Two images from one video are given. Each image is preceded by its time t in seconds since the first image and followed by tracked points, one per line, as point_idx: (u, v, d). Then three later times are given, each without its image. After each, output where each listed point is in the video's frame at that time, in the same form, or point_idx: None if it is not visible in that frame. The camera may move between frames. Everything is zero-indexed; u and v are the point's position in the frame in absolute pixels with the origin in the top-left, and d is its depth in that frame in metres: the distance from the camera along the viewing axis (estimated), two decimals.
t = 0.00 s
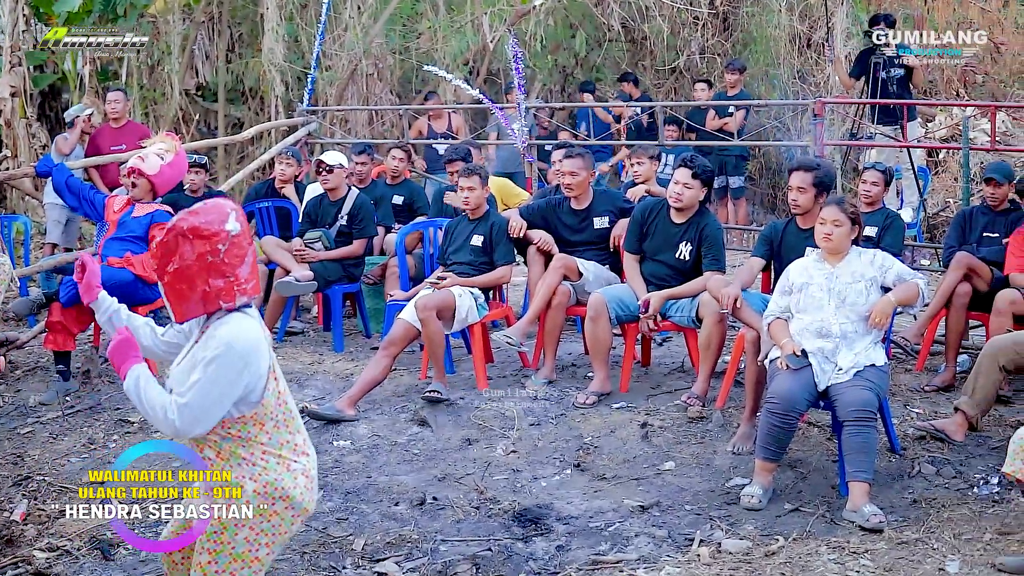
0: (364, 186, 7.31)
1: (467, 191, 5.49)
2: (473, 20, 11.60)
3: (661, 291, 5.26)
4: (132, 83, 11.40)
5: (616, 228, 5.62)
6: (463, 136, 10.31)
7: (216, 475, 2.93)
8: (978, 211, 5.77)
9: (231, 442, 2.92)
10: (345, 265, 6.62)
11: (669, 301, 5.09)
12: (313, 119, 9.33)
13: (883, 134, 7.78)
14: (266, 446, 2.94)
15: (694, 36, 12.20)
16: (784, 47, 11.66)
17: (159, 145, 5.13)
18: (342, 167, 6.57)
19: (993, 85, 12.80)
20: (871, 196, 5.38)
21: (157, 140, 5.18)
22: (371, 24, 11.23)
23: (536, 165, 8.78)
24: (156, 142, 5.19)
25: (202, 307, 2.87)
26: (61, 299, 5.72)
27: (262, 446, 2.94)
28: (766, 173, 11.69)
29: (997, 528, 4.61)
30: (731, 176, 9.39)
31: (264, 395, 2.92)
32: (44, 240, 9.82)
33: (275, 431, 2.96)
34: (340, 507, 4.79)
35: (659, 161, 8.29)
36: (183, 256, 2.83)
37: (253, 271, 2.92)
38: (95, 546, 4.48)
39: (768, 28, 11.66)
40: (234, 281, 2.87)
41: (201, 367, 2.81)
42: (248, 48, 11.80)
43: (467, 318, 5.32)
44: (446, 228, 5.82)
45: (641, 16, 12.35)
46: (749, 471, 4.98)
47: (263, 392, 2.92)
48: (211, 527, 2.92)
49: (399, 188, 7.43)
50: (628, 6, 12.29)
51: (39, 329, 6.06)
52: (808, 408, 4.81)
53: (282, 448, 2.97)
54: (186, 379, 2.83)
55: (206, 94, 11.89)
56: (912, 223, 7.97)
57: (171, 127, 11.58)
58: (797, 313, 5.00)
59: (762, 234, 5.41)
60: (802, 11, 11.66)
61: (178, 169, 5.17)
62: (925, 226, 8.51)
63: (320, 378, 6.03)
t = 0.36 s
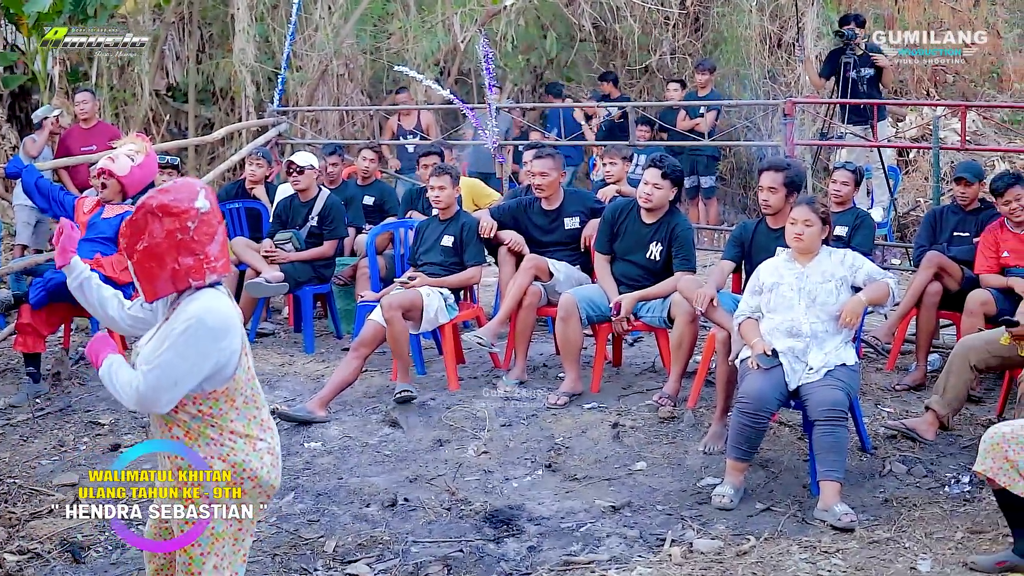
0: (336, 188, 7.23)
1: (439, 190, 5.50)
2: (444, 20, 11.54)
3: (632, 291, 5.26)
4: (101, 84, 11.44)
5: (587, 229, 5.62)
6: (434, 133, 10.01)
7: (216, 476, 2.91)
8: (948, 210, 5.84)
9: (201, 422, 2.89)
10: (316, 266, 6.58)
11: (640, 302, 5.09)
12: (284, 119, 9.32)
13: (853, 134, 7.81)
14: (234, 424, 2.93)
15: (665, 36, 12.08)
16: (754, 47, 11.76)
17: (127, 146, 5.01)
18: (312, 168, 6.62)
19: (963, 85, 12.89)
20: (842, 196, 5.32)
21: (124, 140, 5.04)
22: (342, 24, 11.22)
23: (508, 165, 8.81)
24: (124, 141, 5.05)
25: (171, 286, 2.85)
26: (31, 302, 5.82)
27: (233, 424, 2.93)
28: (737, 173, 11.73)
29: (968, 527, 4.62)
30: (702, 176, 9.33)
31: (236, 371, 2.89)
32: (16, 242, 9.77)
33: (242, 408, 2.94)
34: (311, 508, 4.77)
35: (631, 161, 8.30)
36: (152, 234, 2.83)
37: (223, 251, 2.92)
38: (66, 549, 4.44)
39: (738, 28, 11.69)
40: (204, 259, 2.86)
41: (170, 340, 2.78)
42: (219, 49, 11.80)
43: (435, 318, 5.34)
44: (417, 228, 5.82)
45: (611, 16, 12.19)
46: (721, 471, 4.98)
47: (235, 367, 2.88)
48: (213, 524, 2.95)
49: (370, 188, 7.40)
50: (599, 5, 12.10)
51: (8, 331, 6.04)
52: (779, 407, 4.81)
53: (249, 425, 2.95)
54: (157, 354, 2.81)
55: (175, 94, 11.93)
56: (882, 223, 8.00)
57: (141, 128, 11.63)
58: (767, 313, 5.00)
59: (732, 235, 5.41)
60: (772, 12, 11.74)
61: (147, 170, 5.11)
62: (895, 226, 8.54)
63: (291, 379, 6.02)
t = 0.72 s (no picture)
0: (305, 186, 7.27)
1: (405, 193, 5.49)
2: (414, 18, 11.61)
3: (601, 289, 5.26)
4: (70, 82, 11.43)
5: (556, 227, 5.64)
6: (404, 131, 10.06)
7: (200, 490, 2.93)
8: (917, 207, 5.88)
9: (178, 440, 2.93)
10: (284, 265, 6.60)
11: (610, 299, 5.09)
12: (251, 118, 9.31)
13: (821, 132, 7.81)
14: (213, 439, 2.97)
15: (635, 35, 11.90)
16: (724, 46, 11.68)
17: (96, 145, 5.08)
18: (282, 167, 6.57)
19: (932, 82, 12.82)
20: (810, 194, 5.43)
21: (93, 140, 5.12)
22: (310, 23, 11.31)
23: (478, 165, 8.83)
24: (93, 142, 5.13)
25: (142, 302, 2.84)
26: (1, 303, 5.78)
27: (211, 442, 2.96)
28: (706, 172, 11.72)
29: (938, 524, 4.62)
30: (672, 174, 9.64)
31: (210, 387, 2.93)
32: None
33: (221, 424, 2.99)
34: (280, 508, 4.74)
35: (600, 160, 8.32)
36: (125, 250, 2.81)
37: (194, 265, 2.91)
38: (35, 550, 4.38)
39: (707, 26, 11.64)
40: (176, 275, 2.86)
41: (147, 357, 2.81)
42: (187, 48, 11.71)
43: (405, 318, 5.34)
44: (387, 227, 5.81)
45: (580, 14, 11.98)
46: (690, 469, 4.98)
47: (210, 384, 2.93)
48: (208, 526, 2.96)
49: (339, 187, 7.55)
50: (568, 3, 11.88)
51: None
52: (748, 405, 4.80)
53: (228, 442, 2.99)
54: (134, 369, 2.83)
55: (144, 93, 11.88)
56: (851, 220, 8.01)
57: (110, 127, 11.62)
58: (736, 311, 5.00)
59: (702, 233, 5.41)
60: (741, 9, 11.67)
61: (116, 170, 5.14)
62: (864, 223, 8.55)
63: (260, 379, 6.00)
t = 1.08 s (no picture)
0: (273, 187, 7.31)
1: (372, 200, 5.48)
2: (383, 20, 11.51)
3: (571, 289, 5.26)
4: (39, 83, 11.41)
5: (525, 227, 5.66)
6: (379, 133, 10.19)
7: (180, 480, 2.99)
8: (887, 207, 5.91)
9: (133, 425, 2.95)
10: (254, 266, 6.60)
11: (581, 300, 5.07)
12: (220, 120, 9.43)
13: (790, 132, 7.80)
14: (166, 422, 2.99)
15: (604, 35, 11.83)
16: (692, 46, 11.59)
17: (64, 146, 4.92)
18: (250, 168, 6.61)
19: (901, 82, 12.80)
20: (779, 194, 5.41)
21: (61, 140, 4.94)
22: (279, 23, 11.34)
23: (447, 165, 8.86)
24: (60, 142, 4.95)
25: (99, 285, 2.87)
26: None
27: (164, 424, 2.99)
28: (675, 171, 11.73)
29: (908, 523, 4.62)
30: (641, 174, 9.65)
31: (166, 371, 2.95)
32: None
33: (175, 405, 3.01)
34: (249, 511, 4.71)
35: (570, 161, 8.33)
36: (83, 233, 2.84)
37: (152, 250, 2.94)
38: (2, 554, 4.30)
39: (677, 26, 11.56)
40: (133, 260, 2.88)
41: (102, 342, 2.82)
42: (156, 49, 11.82)
43: (375, 319, 5.35)
44: (355, 228, 5.79)
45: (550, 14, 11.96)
46: (660, 469, 4.98)
47: (166, 368, 2.95)
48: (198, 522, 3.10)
49: (308, 188, 7.40)
50: (536, 3, 11.88)
51: None
52: (718, 405, 4.79)
53: (181, 422, 3.02)
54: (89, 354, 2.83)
55: (113, 94, 11.91)
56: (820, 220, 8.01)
57: (78, 129, 11.65)
58: (706, 310, 4.99)
59: (671, 233, 5.42)
60: (710, 9, 11.62)
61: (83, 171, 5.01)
62: (833, 222, 8.57)
63: (229, 381, 5.98)
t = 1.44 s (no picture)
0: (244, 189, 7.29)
1: (343, 202, 5.47)
2: (353, 20, 11.65)
3: (542, 290, 5.25)
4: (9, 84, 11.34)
5: (497, 228, 5.68)
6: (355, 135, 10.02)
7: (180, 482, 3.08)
8: (857, 207, 5.94)
9: (105, 455, 3.01)
10: (225, 267, 6.59)
11: (552, 301, 5.07)
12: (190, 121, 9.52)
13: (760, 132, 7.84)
14: (143, 461, 3.02)
15: (575, 35, 11.82)
16: (664, 46, 11.59)
17: (30, 148, 5.24)
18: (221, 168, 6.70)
19: (872, 82, 12.69)
20: (751, 193, 5.43)
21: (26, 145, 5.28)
22: (250, 24, 11.34)
23: (419, 166, 8.89)
24: (26, 146, 5.29)
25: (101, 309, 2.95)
26: None
27: (141, 464, 3.02)
28: (647, 172, 11.74)
29: (880, 523, 4.63)
30: (612, 174, 9.70)
31: (138, 407, 2.98)
32: None
33: (154, 447, 3.04)
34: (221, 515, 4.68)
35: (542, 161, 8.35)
36: (85, 255, 2.91)
37: (156, 276, 3.00)
38: None
39: (648, 27, 11.50)
40: (136, 285, 2.95)
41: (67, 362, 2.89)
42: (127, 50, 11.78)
43: (347, 322, 5.33)
44: (326, 229, 5.78)
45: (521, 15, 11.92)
46: (632, 471, 4.97)
47: (138, 403, 2.97)
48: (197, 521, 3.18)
49: (278, 189, 7.49)
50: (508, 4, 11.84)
51: None
52: (689, 405, 4.78)
53: (160, 466, 3.04)
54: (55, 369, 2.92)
55: (83, 95, 11.86)
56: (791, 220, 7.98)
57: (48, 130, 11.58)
58: (677, 311, 4.99)
59: (642, 233, 5.42)
60: (682, 9, 11.58)
61: (50, 171, 5.29)
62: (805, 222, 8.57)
63: (200, 383, 5.96)
